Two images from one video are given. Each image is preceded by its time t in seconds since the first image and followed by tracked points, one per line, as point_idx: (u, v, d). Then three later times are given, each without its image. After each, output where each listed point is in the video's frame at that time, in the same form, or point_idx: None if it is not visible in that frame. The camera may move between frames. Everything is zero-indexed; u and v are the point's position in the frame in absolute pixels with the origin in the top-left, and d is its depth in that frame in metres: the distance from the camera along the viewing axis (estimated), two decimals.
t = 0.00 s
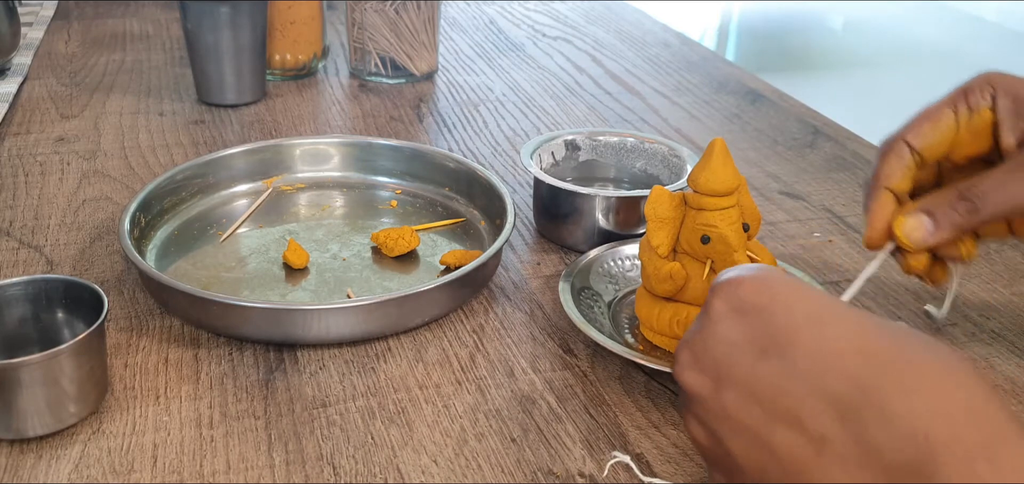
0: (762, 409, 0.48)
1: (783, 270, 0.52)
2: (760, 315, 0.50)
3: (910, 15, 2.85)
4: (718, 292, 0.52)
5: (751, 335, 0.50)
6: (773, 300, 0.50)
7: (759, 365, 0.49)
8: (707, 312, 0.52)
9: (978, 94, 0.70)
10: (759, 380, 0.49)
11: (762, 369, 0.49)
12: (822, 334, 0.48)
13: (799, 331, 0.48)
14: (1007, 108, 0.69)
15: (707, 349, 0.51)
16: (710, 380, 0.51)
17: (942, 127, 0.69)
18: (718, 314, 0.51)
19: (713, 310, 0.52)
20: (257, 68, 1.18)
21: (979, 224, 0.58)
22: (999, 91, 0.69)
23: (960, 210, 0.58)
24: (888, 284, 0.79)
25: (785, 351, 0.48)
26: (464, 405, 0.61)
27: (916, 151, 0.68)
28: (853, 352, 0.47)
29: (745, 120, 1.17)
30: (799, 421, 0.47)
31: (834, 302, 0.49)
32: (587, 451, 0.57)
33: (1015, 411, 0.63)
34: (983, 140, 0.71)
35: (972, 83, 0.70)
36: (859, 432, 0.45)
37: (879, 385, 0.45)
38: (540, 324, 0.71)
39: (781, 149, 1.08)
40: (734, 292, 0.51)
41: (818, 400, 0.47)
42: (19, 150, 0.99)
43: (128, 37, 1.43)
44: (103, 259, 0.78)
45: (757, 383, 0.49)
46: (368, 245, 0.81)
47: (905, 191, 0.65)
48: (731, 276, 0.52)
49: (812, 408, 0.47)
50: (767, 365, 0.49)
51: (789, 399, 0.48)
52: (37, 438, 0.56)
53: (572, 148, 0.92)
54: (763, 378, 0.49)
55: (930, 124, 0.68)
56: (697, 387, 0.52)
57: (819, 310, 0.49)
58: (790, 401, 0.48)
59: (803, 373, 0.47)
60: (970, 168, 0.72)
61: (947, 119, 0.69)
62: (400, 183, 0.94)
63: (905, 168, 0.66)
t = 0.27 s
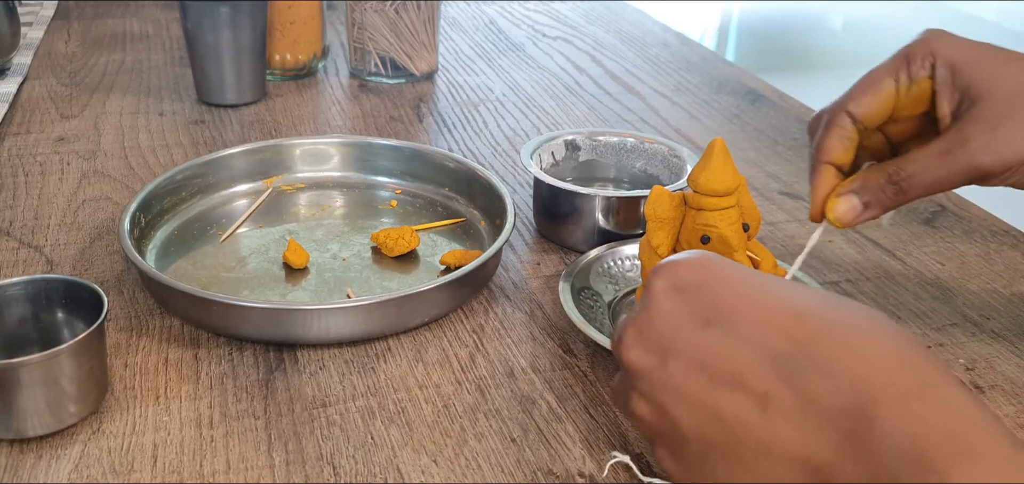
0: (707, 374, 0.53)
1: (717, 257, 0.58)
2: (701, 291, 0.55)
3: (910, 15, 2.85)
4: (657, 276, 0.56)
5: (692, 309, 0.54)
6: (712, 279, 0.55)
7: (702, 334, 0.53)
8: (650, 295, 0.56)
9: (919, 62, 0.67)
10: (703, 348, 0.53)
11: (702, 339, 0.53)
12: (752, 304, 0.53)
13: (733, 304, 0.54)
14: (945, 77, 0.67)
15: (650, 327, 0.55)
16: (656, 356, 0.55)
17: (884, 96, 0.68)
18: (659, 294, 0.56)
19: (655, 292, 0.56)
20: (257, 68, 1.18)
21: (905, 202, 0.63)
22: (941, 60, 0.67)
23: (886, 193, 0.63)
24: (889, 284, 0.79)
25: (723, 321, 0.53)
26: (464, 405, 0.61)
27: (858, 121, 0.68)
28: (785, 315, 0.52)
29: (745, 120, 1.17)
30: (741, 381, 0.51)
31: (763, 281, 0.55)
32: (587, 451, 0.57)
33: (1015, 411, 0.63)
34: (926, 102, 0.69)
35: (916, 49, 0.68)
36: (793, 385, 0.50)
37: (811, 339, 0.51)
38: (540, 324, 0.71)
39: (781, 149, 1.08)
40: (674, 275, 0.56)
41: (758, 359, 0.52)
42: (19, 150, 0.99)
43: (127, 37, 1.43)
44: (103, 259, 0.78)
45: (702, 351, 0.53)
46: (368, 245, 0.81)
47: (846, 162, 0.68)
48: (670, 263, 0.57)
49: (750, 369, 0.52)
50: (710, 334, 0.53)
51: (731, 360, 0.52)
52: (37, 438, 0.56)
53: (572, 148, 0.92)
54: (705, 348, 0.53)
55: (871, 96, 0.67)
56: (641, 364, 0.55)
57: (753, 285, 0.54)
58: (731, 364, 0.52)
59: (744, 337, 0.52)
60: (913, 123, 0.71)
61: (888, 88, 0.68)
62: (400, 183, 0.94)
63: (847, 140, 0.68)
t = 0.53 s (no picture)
0: (695, 362, 0.53)
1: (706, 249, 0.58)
2: (691, 282, 0.55)
3: (910, 15, 2.85)
4: (649, 264, 0.56)
5: (683, 298, 0.54)
6: (702, 271, 0.55)
7: (691, 324, 0.54)
8: (640, 283, 0.56)
9: (895, 85, 0.69)
10: (691, 336, 0.53)
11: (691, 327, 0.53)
12: (742, 296, 0.54)
13: (724, 295, 0.54)
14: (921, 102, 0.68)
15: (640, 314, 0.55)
16: (643, 343, 0.55)
17: (861, 116, 0.70)
18: (650, 283, 0.56)
19: (645, 280, 0.56)
20: (257, 68, 1.18)
21: (881, 227, 0.66)
22: (916, 84, 0.69)
23: (867, 220, 0.66)
24: (889, 284, 0.79)
25: (712, 311, 0.53)
26: (464, 405, 0.61)
27: (834, 140, 0.71)
28: (776, 308, 0.53)
29: (745, 120, 1.17)
30: (730, 371, 0.52)
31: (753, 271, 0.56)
32: (586, 452, 0.57)
33: (1014, 411, 0.63)
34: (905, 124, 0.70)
35: (892, 72, 0.69)
36: (782, 375, 0.51)
37: (801, 333, 0.51)
38: (540, 324, 0.71)
39: (781, 149, 1.08)
40: (664, 263, 0.56)
41: (749, 350, 0.52)
42: (19, 150, 0.99)
43: (127, 37, 1.43)
44: (102, 259, 0.78)
45: (691, 340, 0.53)
46: (367, 245, 0.81)
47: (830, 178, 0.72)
48: (661, 252, 0.57)
49: (738, 359, 0.52)
50: (700, 323, 0.53)
51: (721, 351, 0.52)
52: (37, 438, 0.56)
53: (572, 148, 0.92)
54: (694, 336, 0.53)
55: (848, 116, 0.70)
56: (629, 350, 0.55)
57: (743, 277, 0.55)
58: (719, 353, 0.52)
59: (733, 328, 0.53)
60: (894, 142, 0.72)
61: (865, 109, 0.70)
62: (400, 183, 0.94)
63: (827, 158, 0.71)
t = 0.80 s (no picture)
0: (711, 349, 0.53)
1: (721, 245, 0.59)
2: (710, 271, 0.56)
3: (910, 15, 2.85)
4: (669, 253, 0.57)
5: (701, 287, 0.55)
6: (721, 263, 0.56)
7: (709, 311, 0.54)
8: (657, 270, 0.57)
9: (885, 81, 0.70)
10: (708, 323, 0.53)
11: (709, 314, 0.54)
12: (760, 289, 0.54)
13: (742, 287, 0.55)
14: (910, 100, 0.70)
15: (656, 299, 0.55)
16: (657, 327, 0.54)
17: (846, 108, 0.71)
18: (669, 270, 0.56)
19: (664, 267, 0.56)
20: (257, 68, 1.18)
21: (862, 214, 0.66)
22: (906, 83, 0.70)
23: (850, 206, 0.66)
24: (889, 284, 0.79)
25: (730, 301, 0.54)
26: (464, 405, 0.61)
27: (817, 127, 0.72)
28: (793, 303, 0.54)
29: (745, 120, 1.17)
30: (746, 359, 0.52)
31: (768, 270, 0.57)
32: (586, 452, 0.57)
33: (1014, 411, 0.63)
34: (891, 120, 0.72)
35: (882, 69, 0.71)
36: (799, 365, 0.51)
37: (817, 327, 0.52)
38: (540, 324, 0.71)
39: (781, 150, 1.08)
40: (684, 253, 0.57)
41: (766, 340, 0.52)
42: (19, 150, 0.99)
43: (127, 37, 1.43)
44: (102, 259, 0.78)
45: (708, 327, 0.53)
46: (367, 245, 0.81)
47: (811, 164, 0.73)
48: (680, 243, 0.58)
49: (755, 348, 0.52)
50: (718, 312, 0.54)
51: (738, 339, 0.53)
52: (36, 438, 0.56)
53: (572, 148, 0.92)
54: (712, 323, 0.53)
55: (832, 105, 0.71)
56: (642, 334, 0.55)
57: (759, 273, 0.56)
58: (736, 342, 0.52)
59: (751, 318, 0.53)
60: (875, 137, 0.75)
61: (851, 102, 0.71)
62: (400, 183, 0.94)
63: (810, 145, 0.72)
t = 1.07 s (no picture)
0: (710, 352, 0.53)
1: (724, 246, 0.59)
2: (709, 273, 0.56)
3: (911, 15, 2.85)
4: (668, 255, 0.58)
5: (700, 290, 0.55)
6: (721, 265, 0.56)
7: (707, 314, 0.54)
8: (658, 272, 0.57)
9: (869, 85, 0.70)
10: (707, 326, 0.54)
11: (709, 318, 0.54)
12: (760, 292, 0.55)
13: (742, 290, 0.55)
14: (894, 102, 0.70)
15: (655, 301, 0.56)
16: (656, 329, 0.55)
17: (830, 111, 0.71)
18: (667, 272, 0.57)
19: (663, 269, 0.57)
20: (257, 68, 1.18)
21: (847, 214, 0.67)
22: (890, 86, 0.70)
23: (834, 204, 0.66)
24: (889, 283, 0.79)
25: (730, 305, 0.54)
26: (464, 405, 0.61)
27: (802, 131, 0.72)
28: (795, 305, 0.54)
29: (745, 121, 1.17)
30: (744, 362, 0.52)
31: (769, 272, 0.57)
32: (586, 452, 0.57)
33: (1013, 412, 0.63)
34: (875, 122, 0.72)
35: (866, 72, 0.70)
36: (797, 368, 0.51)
37: (815, 330, 0.52)
38: (540, 324, 0.71)
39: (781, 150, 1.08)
40: (683, 254, 0.57)
41: (764, 343, 0.52)
42: (19, 150, 0.99)
43: (127, 37, 1.43)
44: (102, 259, 0.78)
45: (706, 330, 0.54)
46: (367, 245, 0.81)
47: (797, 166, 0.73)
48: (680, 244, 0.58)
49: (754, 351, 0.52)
50: (716, 315, 0.54)
51: (736, 342, 0.53)
52: (36, 438, 0.56)
53: (572, 148, 0.92)
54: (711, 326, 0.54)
55: (816, 109, 0.71)
56: (640, 335, 0.55)
57: (759, 274, 0.56)
58: (735, 345, 0.53)
59: (750, 321, 0.53)
60: (861, 137, 0.75)
61: (834, 105, 0.71)
62: (400, 183, 0.94)
63: (796, 148, 0.72)
